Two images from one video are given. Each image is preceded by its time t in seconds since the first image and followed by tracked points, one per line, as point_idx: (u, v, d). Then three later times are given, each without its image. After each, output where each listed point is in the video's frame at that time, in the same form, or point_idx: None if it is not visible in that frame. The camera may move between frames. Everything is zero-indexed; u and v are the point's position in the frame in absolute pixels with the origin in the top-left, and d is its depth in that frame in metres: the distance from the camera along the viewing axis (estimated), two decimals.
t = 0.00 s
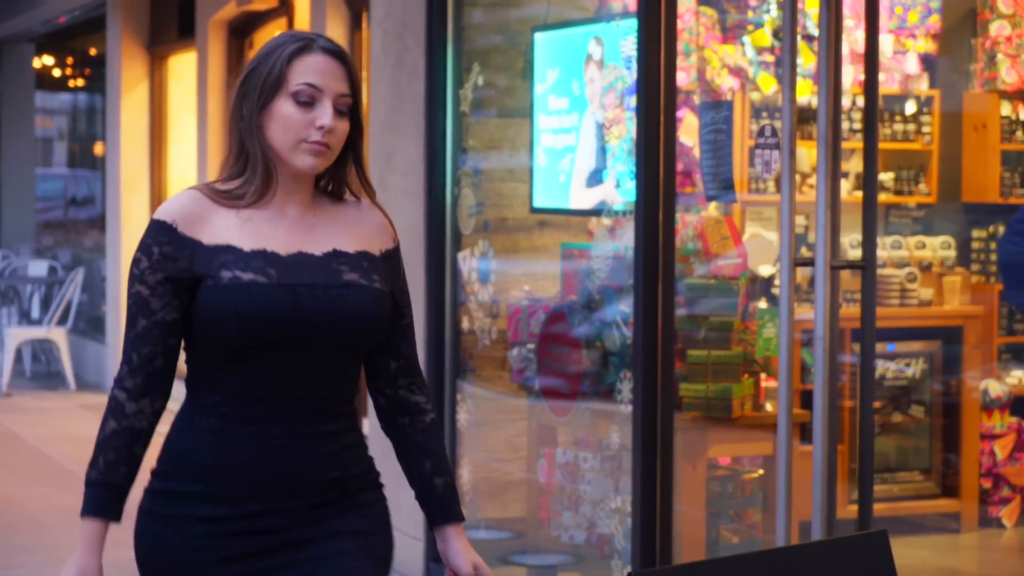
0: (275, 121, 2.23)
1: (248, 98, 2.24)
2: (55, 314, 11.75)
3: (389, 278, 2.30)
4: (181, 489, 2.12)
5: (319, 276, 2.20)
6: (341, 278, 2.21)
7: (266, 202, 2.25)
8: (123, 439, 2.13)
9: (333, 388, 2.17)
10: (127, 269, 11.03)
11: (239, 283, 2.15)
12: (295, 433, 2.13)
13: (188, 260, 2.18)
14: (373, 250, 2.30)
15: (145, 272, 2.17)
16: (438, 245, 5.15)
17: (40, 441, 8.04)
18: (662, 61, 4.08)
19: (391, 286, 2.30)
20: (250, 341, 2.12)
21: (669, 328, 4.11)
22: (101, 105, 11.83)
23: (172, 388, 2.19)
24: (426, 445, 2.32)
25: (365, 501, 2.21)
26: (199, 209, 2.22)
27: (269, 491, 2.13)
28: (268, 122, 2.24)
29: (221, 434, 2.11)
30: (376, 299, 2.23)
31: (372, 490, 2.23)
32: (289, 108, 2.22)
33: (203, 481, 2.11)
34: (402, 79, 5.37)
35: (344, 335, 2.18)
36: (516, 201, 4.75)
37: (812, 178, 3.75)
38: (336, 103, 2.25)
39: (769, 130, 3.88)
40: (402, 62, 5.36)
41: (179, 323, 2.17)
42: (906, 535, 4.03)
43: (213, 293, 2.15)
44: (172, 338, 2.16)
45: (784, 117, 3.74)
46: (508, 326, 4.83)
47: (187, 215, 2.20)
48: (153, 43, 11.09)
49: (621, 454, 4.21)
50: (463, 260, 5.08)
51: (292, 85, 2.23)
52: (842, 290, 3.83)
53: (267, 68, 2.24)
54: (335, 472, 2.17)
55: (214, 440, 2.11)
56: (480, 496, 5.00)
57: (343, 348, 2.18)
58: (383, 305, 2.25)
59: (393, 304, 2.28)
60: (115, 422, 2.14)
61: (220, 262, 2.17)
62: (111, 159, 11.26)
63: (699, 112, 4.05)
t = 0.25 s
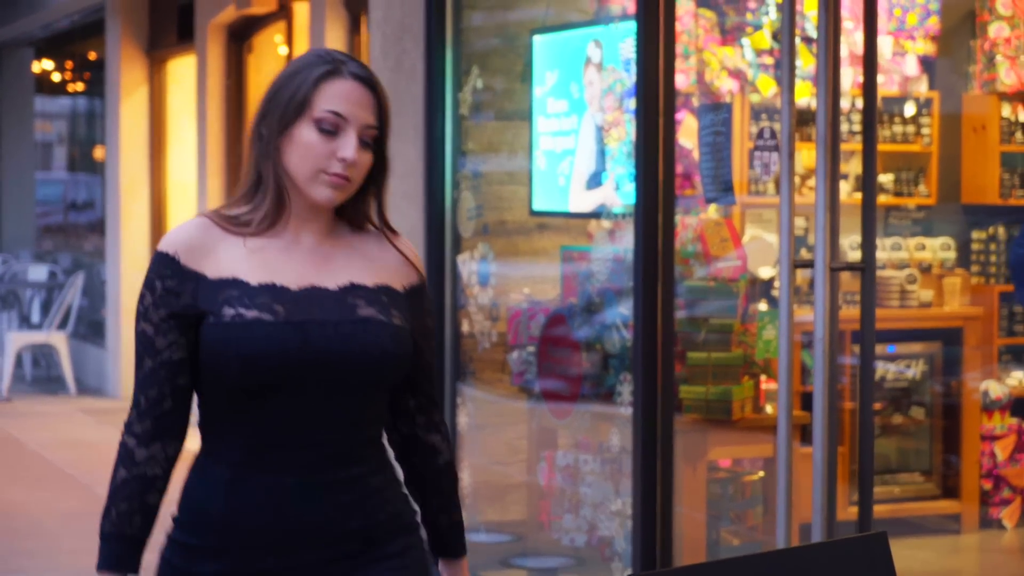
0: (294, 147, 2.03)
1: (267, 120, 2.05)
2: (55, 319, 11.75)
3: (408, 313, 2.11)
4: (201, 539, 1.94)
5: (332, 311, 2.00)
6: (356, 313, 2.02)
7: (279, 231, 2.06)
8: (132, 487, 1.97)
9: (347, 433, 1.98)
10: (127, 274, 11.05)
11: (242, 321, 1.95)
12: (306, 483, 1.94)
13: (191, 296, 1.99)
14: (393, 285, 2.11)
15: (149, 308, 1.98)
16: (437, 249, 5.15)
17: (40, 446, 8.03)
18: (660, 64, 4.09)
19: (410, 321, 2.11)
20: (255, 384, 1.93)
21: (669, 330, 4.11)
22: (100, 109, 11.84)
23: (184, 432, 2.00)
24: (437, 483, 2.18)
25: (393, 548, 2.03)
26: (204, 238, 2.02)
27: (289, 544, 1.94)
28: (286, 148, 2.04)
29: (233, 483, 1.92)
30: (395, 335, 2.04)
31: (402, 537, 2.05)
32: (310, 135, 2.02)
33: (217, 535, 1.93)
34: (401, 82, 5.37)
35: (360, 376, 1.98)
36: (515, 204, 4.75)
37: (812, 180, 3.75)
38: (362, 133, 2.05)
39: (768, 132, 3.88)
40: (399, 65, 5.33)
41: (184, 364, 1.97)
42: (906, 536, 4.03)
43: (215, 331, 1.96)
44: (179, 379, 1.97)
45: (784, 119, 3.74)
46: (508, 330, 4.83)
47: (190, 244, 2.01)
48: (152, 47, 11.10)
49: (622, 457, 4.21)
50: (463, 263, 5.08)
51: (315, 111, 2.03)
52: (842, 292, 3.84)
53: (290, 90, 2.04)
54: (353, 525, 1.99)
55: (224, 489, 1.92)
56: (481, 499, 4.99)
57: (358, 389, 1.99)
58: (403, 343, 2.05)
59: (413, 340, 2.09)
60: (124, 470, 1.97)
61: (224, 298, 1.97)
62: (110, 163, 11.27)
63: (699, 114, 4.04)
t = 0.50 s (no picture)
0: (323, 150, 1.95)
1: (296, 118, 1.97)
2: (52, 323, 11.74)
3: (434, 317, 2.01)
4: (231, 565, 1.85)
5: (346, 316, 1.91)
6: (372, 318, 1.93)
7: (302, 232, 1.98)
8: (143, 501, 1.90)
9: (366, 443, 1.89)
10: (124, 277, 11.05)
11: (248, 327, 1.86)
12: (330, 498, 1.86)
13: (200, 303, 1.91)
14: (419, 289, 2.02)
15: (158, 314, 1.91)
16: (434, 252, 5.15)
17: (38, 450, 8.02)
18: (656, 66, 4.08)
19: (437, 325, 2.01)
20: (264, 392, 1.84)
21: (666, 332, 4.10)
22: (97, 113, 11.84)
23: (199, 443, 1.92)
24: (475, 509, 2.06)
25: (433, 562, 1.95)
26: (222, 242, 1.96)
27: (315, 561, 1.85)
28: (313, 149, 1.96)
29: (259, 502, 1.84)
30: (414, 341, 1.94)
31: (446, 549, 1.97)
32: (340, 139, 1.94)
33: (248, 557, 1.83)
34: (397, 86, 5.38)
35: (379, 383, 1.89)
36: (513, 207, 4.76)
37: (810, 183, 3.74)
38: (395, 138, 1.97)
39: (765, 134, 3.88)
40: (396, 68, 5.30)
41: (195, 374, 1.90)
42: (904, 538, 4.03)
43: (223, 339, 1.87)
44: (190, 390, 1.90)
45: (781, 122, 3.73)
46: (505, 332, 4.81)
47: (205, 246, 1.94)
48: (150, 51, 11.11)
49: (619, 459, 4.22)
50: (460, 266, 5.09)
51: (347, 113, 1.94)
52: (838, 294, 3.83)
53: (320, 88, 1.95)
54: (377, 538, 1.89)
55: (251, 507, 1.84)
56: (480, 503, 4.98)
57: (376, 397, 1.89)
58: (423, 349, 1.95)
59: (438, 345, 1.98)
60: (135, 483, 1.90)
61: (234, 304, 1.89)
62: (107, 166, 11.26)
63: (696, 117, 4.05)
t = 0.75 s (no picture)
0: (342, 133, 1.68)
1: (314, 96, 1.70)
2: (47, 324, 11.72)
3: (458, 289, 1.69)
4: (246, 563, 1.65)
5: (351, 299, 1.65)
6: (378, 301, 1.66)
7: (322, 214, 1.72)
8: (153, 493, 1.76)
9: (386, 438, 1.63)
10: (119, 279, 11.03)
11: (249, 314, 1.65)
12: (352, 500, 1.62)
13: (210, 291, 1.72)
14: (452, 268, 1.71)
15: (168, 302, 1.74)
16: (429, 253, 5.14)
17: (33, 452, 7.99)
18: (653, 68, 4.10)
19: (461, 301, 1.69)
20: (269, 383, 1.63)
21: (662, 332, 4.12)
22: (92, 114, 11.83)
23: (214, 436, 1.76)
24: (531, 484, 1.67)
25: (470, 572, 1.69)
26: (234, 226, 1.74)
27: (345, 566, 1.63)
28: (333, 131, 1.69)
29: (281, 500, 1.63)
30: (429, 323, 1.65)
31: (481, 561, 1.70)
32: (361, 123, 1.66)
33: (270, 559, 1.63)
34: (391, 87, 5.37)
35: (391, 368, 1.62)
36: (507, 208, 4.73)
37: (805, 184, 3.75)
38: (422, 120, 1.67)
39: (761, 136, 3.87)
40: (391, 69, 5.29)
41: (208, 364, 1.73)
42: (898, 538, 4.03)
43: (230, 328, 1.67)
44: (202, 381, 1.73)
45: (776, 123, 3.75)
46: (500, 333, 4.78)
47: (216, 232, 1.73)
48: (145, 53, 11.11)
49: (614, 460, 4.23)
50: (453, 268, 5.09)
51: (367, 97, 1.66)
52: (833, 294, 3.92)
53: (340, 62, 1.68)
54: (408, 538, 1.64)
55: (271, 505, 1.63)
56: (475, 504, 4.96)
57: (394, 387, 1.63)
58: (440, 331, 1.65)
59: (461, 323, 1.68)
60: (147, 475, 1.77)
61: (238, 291, 1.69)
62: (102, 169, 11.25)
63: (691, 118, 4.05)
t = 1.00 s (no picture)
0: (368, 160, 1.63)
1: (338, 121, 1.66)
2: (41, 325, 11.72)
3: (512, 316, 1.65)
4: None
5: (407, 330, 1.61)
6: (436, 330, 1.62)
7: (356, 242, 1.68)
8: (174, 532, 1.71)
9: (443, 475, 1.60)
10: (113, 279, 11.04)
11: (295, 347, 1.61)
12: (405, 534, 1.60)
13: (243, 326, 1.67)
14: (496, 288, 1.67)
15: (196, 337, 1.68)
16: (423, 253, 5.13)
17: (27, 453, 7.99)
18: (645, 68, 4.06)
19: (516, 328, 1.65)
20: (317, 421, 1.59)
21: (654, 333, 4.09)
22: (85, 115, 11.81)
23: (239, 474, 1.72)
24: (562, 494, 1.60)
25: None
26: (264, 258, 1.68)
27: None
28: (360, 158, 1.65)
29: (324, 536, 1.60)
30: (491, 356, 1.61)
31: None
32: (385, 148, 1.61)
33: None
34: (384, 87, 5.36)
35: (451, 404, 1.59)
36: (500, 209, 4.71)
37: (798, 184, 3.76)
38: (449, 141, 1.62)
39: (754, 136, 3.90)
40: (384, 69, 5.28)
41: (234, 404, 1.69)
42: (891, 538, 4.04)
43: (273, 362, 1.62)
44: (228, 421, 1.69)
45: (768, 123, 3.73)
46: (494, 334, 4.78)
47: (244, 264, 1.67)
48: (138, 53, 11.09)
49: (608, 461, 4.23)
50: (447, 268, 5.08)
51: (389, 121, 1.61)
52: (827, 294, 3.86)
53: (360, 86, 1.63)
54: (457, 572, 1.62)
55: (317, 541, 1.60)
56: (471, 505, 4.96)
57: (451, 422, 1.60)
58: (502, 362, 1.62)
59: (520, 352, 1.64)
60: (168, 514, 1.72)
61: (275, 324, 1.64)
62: (95, 169, 11.23)
63: (684, 117, 4.05)
